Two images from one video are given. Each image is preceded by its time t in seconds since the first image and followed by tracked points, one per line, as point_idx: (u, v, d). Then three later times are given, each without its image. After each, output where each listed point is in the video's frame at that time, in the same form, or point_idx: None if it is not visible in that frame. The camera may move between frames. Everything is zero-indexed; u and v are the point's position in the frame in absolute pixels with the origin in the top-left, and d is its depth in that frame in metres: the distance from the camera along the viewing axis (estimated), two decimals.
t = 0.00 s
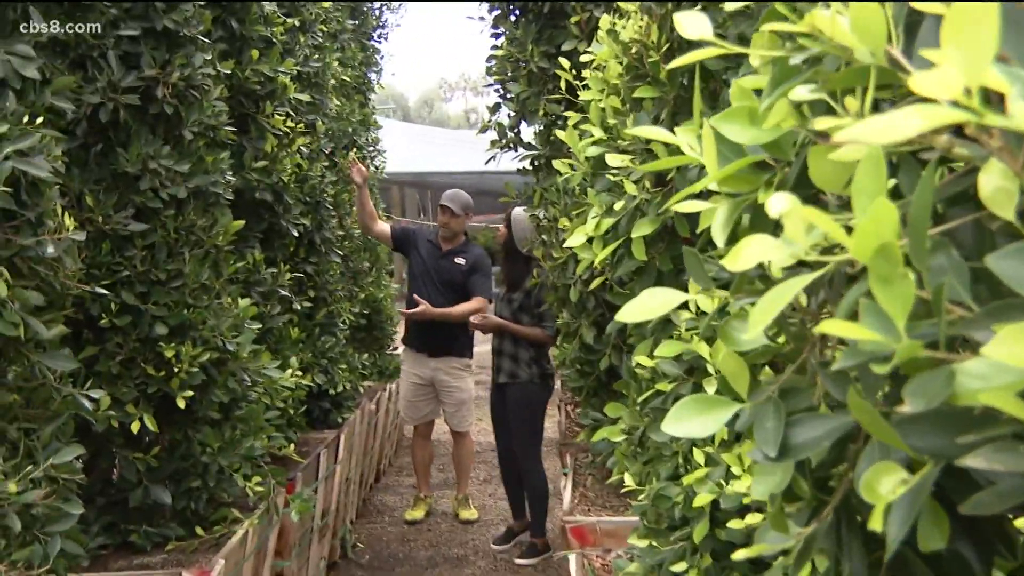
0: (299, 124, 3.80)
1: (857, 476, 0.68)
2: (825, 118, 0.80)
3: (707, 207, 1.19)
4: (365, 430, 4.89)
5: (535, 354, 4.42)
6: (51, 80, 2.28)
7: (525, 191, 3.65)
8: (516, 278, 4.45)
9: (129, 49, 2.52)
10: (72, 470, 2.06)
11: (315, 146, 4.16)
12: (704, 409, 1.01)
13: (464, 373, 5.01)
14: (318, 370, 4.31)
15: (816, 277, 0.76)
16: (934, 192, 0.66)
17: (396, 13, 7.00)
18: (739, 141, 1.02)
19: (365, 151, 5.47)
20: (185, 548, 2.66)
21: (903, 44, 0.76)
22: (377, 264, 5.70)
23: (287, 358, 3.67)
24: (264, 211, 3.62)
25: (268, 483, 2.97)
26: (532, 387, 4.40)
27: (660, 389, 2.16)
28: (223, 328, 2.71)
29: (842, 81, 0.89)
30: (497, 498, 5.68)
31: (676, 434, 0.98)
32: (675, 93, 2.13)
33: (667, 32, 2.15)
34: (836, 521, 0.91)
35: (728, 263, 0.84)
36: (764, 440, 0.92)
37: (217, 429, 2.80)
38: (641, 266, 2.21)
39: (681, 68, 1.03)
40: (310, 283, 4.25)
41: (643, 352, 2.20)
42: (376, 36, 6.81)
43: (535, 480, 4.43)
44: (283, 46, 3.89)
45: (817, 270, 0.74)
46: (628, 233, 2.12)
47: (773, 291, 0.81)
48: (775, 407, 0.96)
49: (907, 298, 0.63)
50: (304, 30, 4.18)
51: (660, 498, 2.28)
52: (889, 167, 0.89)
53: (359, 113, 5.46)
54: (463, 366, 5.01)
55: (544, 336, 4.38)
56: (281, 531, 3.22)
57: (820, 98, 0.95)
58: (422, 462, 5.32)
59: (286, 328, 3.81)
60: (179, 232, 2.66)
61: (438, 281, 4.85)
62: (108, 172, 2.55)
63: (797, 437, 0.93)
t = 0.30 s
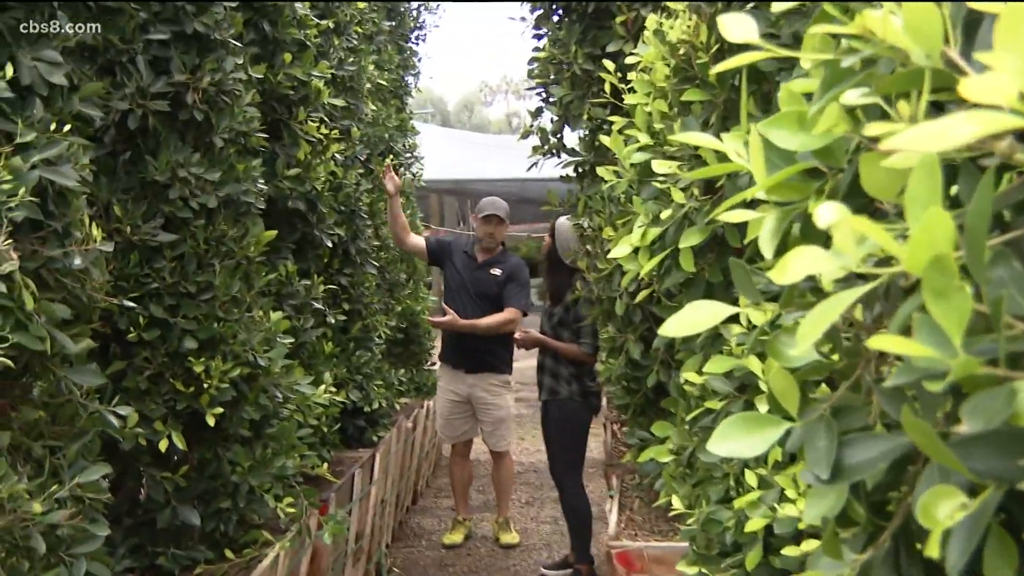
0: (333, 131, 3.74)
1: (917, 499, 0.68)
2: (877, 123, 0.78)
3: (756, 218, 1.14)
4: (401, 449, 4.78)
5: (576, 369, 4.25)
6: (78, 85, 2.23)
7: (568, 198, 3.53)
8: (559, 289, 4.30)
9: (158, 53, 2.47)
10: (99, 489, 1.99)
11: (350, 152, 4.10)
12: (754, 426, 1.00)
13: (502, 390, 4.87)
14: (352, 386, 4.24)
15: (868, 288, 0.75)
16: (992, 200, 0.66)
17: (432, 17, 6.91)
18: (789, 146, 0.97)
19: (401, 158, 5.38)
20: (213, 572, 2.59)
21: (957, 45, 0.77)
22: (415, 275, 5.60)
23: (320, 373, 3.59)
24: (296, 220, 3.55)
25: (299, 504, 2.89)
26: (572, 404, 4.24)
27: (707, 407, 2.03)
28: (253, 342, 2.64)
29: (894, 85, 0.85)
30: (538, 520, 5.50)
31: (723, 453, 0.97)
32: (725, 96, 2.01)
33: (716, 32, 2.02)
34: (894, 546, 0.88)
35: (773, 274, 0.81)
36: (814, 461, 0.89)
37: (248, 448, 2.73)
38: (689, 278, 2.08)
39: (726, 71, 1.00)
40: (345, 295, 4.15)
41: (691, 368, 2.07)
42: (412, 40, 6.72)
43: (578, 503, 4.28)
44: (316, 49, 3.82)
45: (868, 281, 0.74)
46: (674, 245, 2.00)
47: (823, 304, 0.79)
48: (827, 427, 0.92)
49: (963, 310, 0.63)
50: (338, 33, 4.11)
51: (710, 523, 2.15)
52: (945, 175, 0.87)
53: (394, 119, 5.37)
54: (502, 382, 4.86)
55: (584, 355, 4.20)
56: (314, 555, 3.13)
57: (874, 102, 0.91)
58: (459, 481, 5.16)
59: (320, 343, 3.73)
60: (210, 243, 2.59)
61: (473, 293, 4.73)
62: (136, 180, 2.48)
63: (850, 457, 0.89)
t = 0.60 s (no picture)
0: (367, 126, 3.65)
1: (987, 520, 0.69)
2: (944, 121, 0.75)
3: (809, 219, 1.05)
4: (438, 461, 4.65)
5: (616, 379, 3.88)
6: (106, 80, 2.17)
7: (613, 196, 3.40)
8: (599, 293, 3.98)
9: (188, 45, 2.40)
10: (124, 500, 1.92)
11: (386, 149, 4.01)
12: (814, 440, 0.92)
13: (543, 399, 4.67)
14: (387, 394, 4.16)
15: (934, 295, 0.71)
16: None
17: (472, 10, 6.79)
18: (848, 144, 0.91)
19: (438, 156, 5.28)
20: None
21: None
22: (453, 278, 5.50)
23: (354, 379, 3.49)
24: (330, 219, 3.47)
25: (332, 517, 2.82)
26: (611, 416, 3.89)
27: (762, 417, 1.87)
28: (285, 348, 2.56)
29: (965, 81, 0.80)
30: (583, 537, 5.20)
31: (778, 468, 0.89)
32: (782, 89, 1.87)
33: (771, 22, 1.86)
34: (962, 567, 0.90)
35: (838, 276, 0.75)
36: (878, 475, 0.84)
37: (278, 458, 2.65)
38: (743, 281, 1.95)
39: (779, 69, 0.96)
40: (379, 299, 4.08)
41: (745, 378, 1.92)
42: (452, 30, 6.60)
43: (613, 522, 3.91)
44: (351, 41, 3.72)
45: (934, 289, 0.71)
46: (727, 248, 1.88)
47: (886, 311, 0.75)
48: (890, 439, 0.87)
49: None
50: (375, 24, 4.02)
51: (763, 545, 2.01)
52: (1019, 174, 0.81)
53: (432, 114, 5.27)
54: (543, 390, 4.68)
55: (624, 368, 3.83)
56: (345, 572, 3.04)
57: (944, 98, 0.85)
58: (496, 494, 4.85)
59: (353, 348, 3.64)
60: (240, 243, 2.52)
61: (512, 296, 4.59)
62: (165, 177, 2.41)
63: (914, 473, 0.85)
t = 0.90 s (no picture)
0: (394, 114, 3.56)
1: None
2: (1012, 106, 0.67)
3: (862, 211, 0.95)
4: (466, 466, 4.52)
5: (653, 382, 3.74)
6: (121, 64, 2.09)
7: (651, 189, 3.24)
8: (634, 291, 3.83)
9: (206, 26, 2.31)
10: (138, 503, 1.84)
11: (412, 138, 3.93)
12: (865, 445, 0.85)
13: (576, 401, 4.50)
14: (413, 396, 4.06)
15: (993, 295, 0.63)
16: None
17: None
18: (902, 133, 0.81)
19: (467, 145, 5.17)
20: None
21: None
22: (481, 274, 5.39)
23: (377, 378, 3.39)
24: (354, 211, 3.37)
25: (355, 525, 2.76)
26: (646, 420, 3.75)
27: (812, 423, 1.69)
28: (307, 346, 2.49)
29: None
30: (617, 550, 5.00)
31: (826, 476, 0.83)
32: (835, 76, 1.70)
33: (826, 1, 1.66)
34: None
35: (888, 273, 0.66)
36: (932, 485, 0.77)
37: (298, 462, 2.56)
38: (790, 280, 1.80)
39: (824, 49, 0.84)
40: (404, 295, 4.01)
41: (792, 381, 1.77)
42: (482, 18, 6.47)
43: (647, 532, 3.76)
44: (377, 24, 3.62)
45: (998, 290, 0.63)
46: (772, 244, 1.76)
47: (937, 312, 0.66)
48: (947, 446, 0.80)
49: None
50: (403, 8, 3.92)
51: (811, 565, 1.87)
52: None
53: (462, 101, 5.15)
54: (576, 391, 4.51)
55: (659, 369, 3.69)
56: None
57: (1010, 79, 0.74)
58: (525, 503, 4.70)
59: (376, 348, 3.55)
60: (260, 236, 2.43)
61: (540, 293, 4.47)
62: (181, 167, 2.33)
63: (975, 482, 0.77)
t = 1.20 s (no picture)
0: (405, 98, 3.45)
1: None
2: None
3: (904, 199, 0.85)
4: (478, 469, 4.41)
5: (677, 381, 3.62)
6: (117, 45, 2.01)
7: (676, 177, 3.11)
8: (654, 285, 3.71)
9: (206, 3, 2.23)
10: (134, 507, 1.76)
11: (423, 122, 3.85)
12: (905, 448, 0.81)
13: (596, 402, 4.36)
14: (425, 396, 3.96)
15: None
16: None
17: None
18: (952, 118, 0.72)
19: (481, 131, 5.05)
20: None
21: None
22: (496, 268, 5.27)
23: (383, 376, 3.30)
24: (362, 199, 3.27)
25: (362, 531, 2.68)
26: (670, 421, 3.63)
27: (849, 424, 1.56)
28: (311, 343, 2.39)
29: None
30: (639, 561, 4.85)
31: (864, 478, 0.79)
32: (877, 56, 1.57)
33: None
34: None
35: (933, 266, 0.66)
36: (981, 490, 0.74)
37: (304, 464, 2.48)
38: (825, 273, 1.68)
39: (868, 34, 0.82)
40: (414, 290, 3.93)
41: (827, 381, 1.65)
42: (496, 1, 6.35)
43: (672, 543, 3.62)
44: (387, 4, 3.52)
45: None
46: (806, 236, 1.63)
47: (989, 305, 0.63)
48: (996, 450, 0.76)
49: None
50: None
51: None
52: None
53: (476, 84, 5.03)
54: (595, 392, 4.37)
55: (682, 364, 3.58)
56: None
57: None
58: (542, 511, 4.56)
59: (386, 345, 3.45)
60: (263, 226, 2.33)
61: (559, 287, 4.34)
62: (180, 152, 2.25)
63: None
